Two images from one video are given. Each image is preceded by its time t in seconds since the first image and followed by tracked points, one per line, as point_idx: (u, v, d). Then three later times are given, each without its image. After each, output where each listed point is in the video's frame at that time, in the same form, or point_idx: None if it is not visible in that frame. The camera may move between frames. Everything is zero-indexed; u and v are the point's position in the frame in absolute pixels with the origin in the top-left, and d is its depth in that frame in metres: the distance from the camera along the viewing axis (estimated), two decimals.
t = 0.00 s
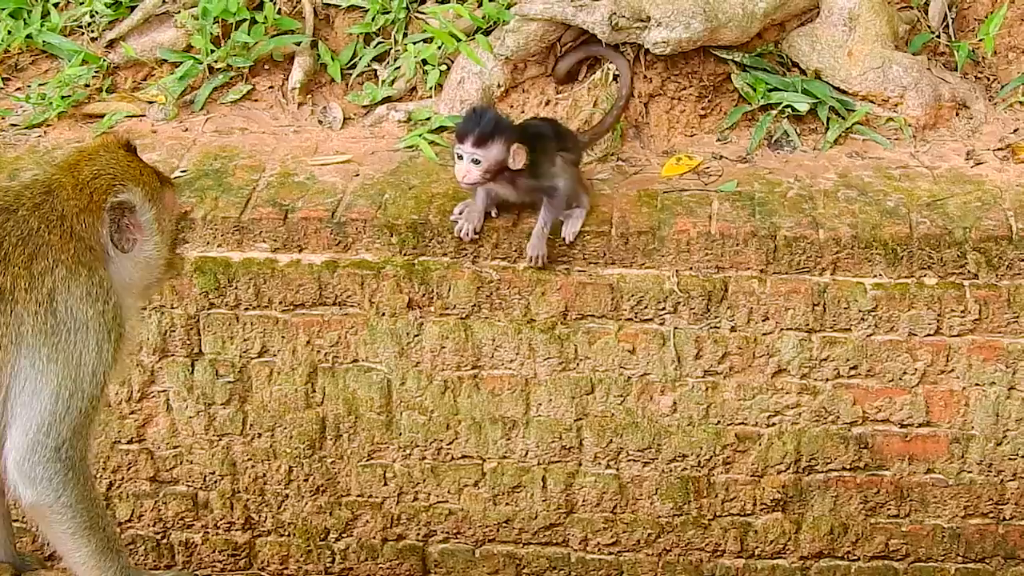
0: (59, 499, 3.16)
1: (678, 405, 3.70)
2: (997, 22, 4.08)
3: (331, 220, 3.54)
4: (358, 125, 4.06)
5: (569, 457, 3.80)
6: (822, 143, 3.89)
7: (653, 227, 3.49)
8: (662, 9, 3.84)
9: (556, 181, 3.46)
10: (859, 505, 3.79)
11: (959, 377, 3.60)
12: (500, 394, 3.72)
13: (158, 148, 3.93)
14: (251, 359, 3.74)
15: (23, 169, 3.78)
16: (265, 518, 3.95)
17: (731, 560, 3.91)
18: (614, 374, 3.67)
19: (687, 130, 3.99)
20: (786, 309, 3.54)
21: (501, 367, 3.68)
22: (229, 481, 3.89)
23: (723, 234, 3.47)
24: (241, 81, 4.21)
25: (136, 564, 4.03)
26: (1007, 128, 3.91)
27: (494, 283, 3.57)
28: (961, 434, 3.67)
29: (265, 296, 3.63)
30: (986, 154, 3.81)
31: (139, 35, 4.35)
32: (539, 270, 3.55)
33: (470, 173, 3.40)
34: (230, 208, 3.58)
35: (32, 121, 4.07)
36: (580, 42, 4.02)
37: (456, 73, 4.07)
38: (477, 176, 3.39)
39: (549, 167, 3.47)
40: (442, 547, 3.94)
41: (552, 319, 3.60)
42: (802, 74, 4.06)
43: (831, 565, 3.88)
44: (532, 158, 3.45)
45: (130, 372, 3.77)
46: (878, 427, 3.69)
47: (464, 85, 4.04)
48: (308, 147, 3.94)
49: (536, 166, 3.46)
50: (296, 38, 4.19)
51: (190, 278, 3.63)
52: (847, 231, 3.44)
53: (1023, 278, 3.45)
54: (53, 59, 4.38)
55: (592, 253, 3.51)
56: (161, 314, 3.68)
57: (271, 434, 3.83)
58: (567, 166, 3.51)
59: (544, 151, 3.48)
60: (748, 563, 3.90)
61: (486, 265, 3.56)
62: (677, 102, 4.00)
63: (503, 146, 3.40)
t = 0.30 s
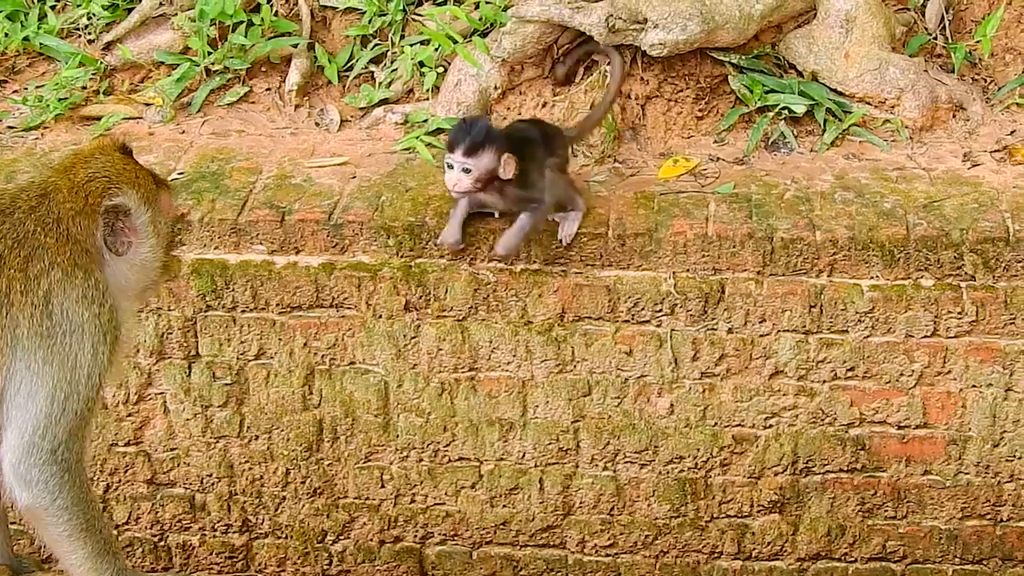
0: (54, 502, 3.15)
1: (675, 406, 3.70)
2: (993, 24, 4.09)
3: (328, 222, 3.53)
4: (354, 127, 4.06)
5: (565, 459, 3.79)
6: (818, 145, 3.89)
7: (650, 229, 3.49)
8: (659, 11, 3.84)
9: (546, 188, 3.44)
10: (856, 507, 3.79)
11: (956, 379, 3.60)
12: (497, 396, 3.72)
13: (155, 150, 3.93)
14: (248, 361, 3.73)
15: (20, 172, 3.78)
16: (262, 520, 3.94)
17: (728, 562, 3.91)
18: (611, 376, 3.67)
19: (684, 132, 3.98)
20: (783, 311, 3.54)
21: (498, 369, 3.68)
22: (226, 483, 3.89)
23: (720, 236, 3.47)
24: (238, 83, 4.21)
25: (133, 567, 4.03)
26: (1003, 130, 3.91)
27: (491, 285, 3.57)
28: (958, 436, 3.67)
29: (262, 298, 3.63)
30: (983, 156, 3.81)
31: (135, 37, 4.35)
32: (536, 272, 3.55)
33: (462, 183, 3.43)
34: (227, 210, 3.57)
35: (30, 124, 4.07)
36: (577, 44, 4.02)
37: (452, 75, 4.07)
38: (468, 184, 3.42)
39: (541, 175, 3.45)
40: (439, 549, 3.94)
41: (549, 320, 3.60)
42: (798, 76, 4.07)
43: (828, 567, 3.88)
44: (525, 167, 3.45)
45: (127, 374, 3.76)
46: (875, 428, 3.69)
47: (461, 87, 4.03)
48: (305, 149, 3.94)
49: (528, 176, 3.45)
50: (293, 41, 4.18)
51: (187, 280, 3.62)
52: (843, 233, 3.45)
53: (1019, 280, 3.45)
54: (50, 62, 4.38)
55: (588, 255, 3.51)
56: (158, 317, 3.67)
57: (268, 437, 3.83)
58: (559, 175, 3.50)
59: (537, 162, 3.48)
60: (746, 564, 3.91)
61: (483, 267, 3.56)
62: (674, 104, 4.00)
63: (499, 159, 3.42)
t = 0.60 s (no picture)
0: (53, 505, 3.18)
1: (672, 409, 3.70)
2: (990, 26, 4.09)
3: (325, 225, 3.53)
4: (351, 130, 4.06)
5: (563, 461, 3.79)
6: (815, 147, 3.89)
7: (646, 231, 3.49)
8: (655, 13, 3.83)
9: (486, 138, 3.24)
10: (853, 509, 3.79)
11: (953, 381, 3.60)
12: (494, 399, 3.72)
13: (151, 153, 3.93)
14: (245, 364, 3.73)
15: (17, 175, 3.78)
16: (259, 523, 3.94)
17: (726, 563, 3.91)
18: (608, 379, 3.67)
19: (680, 134, 3.97)
20: (780, 313, 3.54)
21: (495, 371, 3.68)
22: (223, 486, 3.88)
23: (717, 238, 3.47)
24: (234, 86, 4.21)
25: (131, 569, 4.03)
26: (1000, 131, 3.92)
27: (488, 287, 3.56)
28: (955, 437, 3.67)
29: (259, 301, 3.62)
30: (979, 157, 3.81)
31: (132, 40, 4.35)
32: (533, 275, 3.54)
33: (388, 95, 3.05)
34: (224, 213, 3.57)
35: (26, 127, 4.07)
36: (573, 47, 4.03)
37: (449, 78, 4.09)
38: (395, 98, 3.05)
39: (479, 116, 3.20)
40: (437, 552, 3.94)
41: (546, 323, 3.60)
42: (795, 78, 4.07)
43: (826, 569, 3.88)
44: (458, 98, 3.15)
45: (124, 377, 3.76)
46: (872, 430, 3.69)
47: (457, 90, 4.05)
48: (301, 152, 3.94)
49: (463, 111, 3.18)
50: (289, 44, 4.20)
51: (184, 283, 3.62)
52: (840, 234, 3.45)
53: (1016, 281, 3.46)
54: (46, 65, 4.38)
55: (585, 258, 3.51)
56: (155, 320, 3.67)
57: (266, 440, 3.83)
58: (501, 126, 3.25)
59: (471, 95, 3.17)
60: (743, 566, 3.91)
61: (480, 269, 3.55)
62: (671, 106, 3.99)
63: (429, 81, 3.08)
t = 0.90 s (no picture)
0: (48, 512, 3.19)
1: (671, 410, 3.70)
2: (987, 26, 4.10)
3: (323, 227, 3.53)
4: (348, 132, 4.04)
5: (562, 462, 3.79)
6: (813, 148, 3.90)
7: (645, 232, 3.49)
8: (652, 14, 3.83)
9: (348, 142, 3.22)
10: (852, 509, 3.79)
11: (952, 381, 3.60)
12: (493, 400, 3.72)
13: (149, 156, 3.92)
14: (244, 366, 3.73)
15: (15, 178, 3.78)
16: (258, 524, 3.94)
17: (725, 564, 3.92)
18: (606, 380, 3.67)
19: (678, 135, 3.98)
20: (778, 313, 3.54)
21: (494, 372, 3.68)
22: (222, 487, 3.88)
23: (715, 239, 3.47)
24: (232, 88, 4.20)
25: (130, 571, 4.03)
26: (998, 132, 3.92)
27: (486, 288, 3.56)
28: (954, 438, 3.67)
29: (257, 302, 3.62)
30: (977, 158, 3.82)
31: (130, 43, 4.34)
32: (531, 276, 3.54)
33: (287, 60, 3.00)
34: (222, 215, 3.57)
35: (25, 129, 4.06)
36: (570, 48, 4.02)
37: (447, 79, 4.12)
38: (293, 64, 3.00)
39: (363, 113, 3.19)
40: (436, 553, 3.94)
41: (544, 324, 3.60)
42: (793, 79, 4.08)
43: (825, 569, 3.89)
44: (350, 86, 3.15)
45: (123, 379, 3.76)
46: (871, 431, 3.69)
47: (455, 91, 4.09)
48: (299, 154, 3.94)
49: (349, 103, 3.17)
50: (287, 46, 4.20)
51: (182, 285, 3.62)
52: (839, 235, 3.44)
53: (1015, 282, 3.46)
54: (44, 68, 4.38)
55: (583, 259, 3.51)
56: (154, 322, 3.68)
57: (264, 441, 3.83)
58: (376, 141, 3.25)
59: (363, 87, 3.19)
60: (742, 567, 3.92)
61: (478, 270, 3.55)
62: (668, 107, 3.99)
63: (325, 60, 3.09)
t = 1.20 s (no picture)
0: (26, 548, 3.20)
1: (670, 412, 3.70)
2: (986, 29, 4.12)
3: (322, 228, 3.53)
4: (346, 133, 4.06)
5: (561, 464, 3.80)
6: (812, 150, 3.89)
7: (643, 234, 3.50)
8: (650, 16, 3.85)
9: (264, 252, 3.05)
10: (852, 513, 3.80)
11: (952, 385, 3.60)
12: (492, 402, 3.72)
13: (148, 156, 3.92)
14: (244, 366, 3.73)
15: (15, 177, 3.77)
16: (258, 524, 3.94)
17: (724, 567, 3.92)
18: (605, 382, 3.67)
19: (677, 137, 3.97)
20: (778, 315, 3.55)
21: (493, 374, 3.68)
22: (222, 487, 3.88)
23: (714, 241, 3.47)
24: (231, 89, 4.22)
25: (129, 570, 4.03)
26: (998, 135, 3.92)
27: (485, 289, 3.57)
28: (954, 442, 3.67)
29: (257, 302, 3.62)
30: (977, 161, 3.82)
31: (128, 43, 4.36)
32: (530, 277, 3.54)
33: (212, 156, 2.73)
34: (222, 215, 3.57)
35: (24, 129, 4.06)
36: (568, 49, 4.03)
37: (445, 81, 4.07)
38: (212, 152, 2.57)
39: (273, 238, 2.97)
40: (435, 554, 3.94)
41: (543, 325, 3.60)
42: (791, 81, 4.09)
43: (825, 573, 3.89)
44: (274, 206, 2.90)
45: (123, 378, 3.76)
46: (871, 434, 3.69)
47: (454, 93, 4.03)
48: (298, 154, 3.94)
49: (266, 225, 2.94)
50: (285, 46, 4.21)
51: (182, 284, 3.61)
52: (838, 238, 3.45)
53: (1015, 285, 3.46)
54: (43, 68, 4.38)
55: (583, 260, 3.51)
56: (153, 321, 3.68)
57: (264, 441, 3.83)
58: (291, 260, 3.08)
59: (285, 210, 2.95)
60: (741, 570, 3.92)
61: (477, 272, 3.56)
62: (666, 109, 3.99)
63: (249, 150, 2.63)
